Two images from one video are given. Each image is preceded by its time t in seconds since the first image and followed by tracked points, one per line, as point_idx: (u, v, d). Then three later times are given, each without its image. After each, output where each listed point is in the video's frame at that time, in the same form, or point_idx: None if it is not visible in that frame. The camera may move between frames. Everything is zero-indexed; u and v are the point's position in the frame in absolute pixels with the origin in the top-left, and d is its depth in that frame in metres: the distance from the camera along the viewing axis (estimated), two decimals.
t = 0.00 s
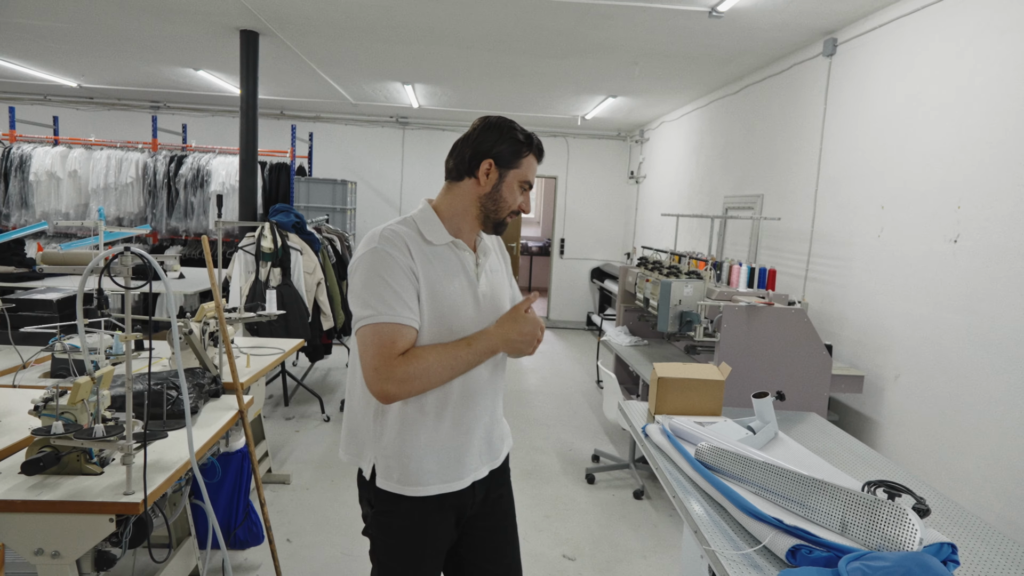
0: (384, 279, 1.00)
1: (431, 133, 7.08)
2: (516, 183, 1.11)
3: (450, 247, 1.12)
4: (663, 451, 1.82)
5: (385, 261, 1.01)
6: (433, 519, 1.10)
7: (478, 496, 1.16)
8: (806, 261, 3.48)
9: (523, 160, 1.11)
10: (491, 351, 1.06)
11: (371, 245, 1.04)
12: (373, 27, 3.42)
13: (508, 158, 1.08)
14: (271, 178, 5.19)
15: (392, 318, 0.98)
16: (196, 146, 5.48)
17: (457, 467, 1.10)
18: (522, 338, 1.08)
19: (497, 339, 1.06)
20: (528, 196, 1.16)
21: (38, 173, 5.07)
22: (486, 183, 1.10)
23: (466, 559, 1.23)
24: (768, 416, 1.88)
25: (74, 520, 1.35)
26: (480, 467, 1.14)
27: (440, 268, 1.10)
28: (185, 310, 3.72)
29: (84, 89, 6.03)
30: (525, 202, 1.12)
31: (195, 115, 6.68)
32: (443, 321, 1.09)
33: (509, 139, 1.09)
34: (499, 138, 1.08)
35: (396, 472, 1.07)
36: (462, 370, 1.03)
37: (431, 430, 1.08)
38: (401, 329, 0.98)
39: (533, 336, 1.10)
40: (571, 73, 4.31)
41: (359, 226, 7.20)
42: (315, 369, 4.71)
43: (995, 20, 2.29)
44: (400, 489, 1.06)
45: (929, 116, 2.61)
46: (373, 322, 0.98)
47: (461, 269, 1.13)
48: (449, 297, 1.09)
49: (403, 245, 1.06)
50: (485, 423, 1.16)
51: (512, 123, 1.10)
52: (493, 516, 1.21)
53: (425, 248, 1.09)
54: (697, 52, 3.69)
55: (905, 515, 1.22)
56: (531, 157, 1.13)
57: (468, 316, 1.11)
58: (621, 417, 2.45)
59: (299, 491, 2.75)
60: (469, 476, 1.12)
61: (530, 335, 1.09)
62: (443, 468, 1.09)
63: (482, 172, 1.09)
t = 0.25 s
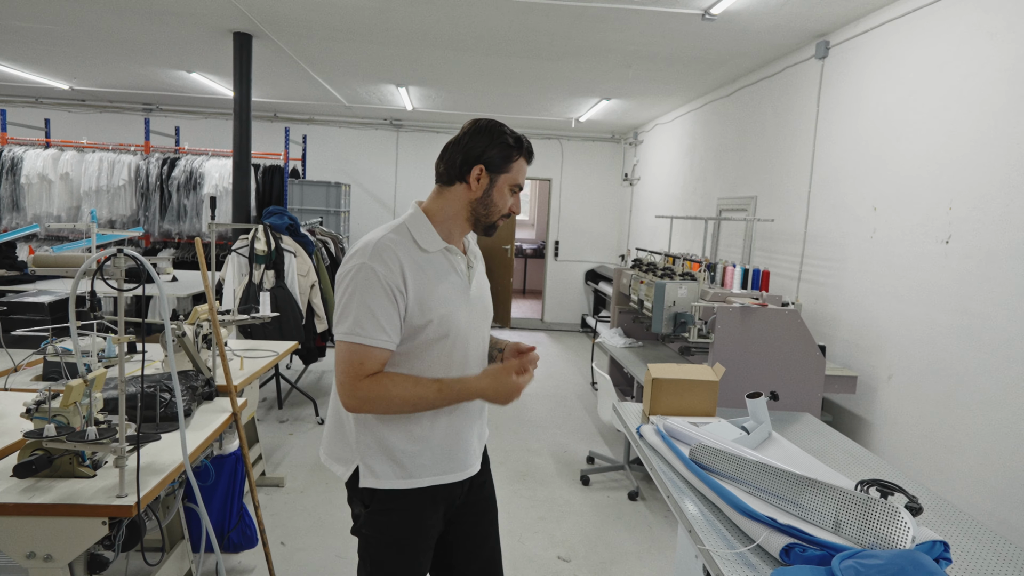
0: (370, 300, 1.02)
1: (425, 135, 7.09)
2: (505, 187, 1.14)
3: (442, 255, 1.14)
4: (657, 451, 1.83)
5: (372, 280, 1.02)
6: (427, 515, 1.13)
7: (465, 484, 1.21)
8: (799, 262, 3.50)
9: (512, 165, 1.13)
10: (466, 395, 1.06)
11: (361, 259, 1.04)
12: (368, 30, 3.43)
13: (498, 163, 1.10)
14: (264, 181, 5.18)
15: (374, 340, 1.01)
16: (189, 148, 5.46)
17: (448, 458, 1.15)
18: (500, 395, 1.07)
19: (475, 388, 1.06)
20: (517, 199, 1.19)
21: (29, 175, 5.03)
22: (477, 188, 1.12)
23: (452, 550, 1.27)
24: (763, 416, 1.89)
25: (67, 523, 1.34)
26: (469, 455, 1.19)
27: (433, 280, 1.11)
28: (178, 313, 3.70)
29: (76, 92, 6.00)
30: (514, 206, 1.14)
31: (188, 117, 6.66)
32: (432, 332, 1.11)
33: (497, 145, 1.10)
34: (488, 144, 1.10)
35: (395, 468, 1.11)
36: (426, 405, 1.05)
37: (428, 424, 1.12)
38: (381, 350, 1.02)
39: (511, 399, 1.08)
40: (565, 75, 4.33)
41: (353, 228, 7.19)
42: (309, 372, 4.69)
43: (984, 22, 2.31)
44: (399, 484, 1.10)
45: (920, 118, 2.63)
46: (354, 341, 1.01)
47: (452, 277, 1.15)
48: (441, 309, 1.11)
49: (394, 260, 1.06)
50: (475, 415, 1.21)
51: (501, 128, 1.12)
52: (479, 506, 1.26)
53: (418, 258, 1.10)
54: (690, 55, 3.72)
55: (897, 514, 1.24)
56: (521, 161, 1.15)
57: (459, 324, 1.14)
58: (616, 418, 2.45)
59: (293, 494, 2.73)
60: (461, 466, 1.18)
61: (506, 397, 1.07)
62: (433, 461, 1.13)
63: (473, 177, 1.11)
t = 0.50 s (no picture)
0: (379, 301, 1.08)
1: (421, 137, 7.09)
2: (500, 194, 1.21)
3: (445, 256, 1.23)
4: (654, 451, 1.83)
5: (383, 281, 1.09)
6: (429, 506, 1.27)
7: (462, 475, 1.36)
8: (795, 263, 3.52)
9: (507, 172, 1.19)
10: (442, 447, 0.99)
11: (373, 260, 1.11)
12: (364, 31, 3.43)
13: (490, 171, 1.17)
14: (259, 183, 5.17)
15: (383, 339, 1.07)
16: (184, 151, 5.45)
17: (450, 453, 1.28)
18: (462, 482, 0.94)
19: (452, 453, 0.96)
20: (515, 205, 1.25)
21: (23, 178, 5.01)
22: (472, 194, 1.20)
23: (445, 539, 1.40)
24: (758, 416, 1.89)
25: (62, 526, 1.34)
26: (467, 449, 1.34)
27: (438, 281, 1.19)
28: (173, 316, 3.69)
29: (70, 94, 5.98)
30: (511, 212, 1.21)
31: (183, 120, 6.64)
32: (435, 331, 1.19)
33: (492, 153, 1.17)
34: (482, 152, 1.17)
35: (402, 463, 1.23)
36: (403, 438, 1.01)
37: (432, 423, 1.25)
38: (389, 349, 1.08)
39: (469, 495, 0.93)
40: (560, 78, 4.34)
41: (349, 231, 7.18)
42: (305, 374, 4.68)
43: (977, 24, 2.33)
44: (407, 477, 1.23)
45: (914, 119, 2.65)
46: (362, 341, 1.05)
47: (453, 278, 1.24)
48: (444, 309, 1.19)
49: (402, 262, 1.13)
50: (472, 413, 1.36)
51: (498, 137, 1.19)
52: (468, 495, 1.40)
53: (425, 259, 1.18)
54: (684, 56, 3.73)
55: (892, 512, 1.24)
56: (517, 168, 1.21)
57: (460, 323, 1.24)
58: (612, 419, 2.45)
59: (289, 497, 2.73)
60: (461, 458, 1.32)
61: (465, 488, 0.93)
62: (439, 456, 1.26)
63: (467, 184, 1.19)
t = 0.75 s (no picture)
0: (400, 295, 1.14)
1: (417, 139, 7.09)
2: (501, 195, 1.24)
3: (456, 254, 1.29)
4: (651, 450, 1.83)
5: (403, 277, 1.15)
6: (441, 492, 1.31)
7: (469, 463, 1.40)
8: (791, 262, 3.53)
9: (507, 175, 1.23)
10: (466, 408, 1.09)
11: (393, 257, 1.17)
12: (359, 32, 3.43)
13: (489, 175, 1.21)
14: (255, 185, 5.16)
15: (404, 331, 1.13)
16: (179, 153, 5.43)
17: (460, 439, 1.34)
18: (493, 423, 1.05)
19: (477, 406, 1.08)
20: (518, 205, 1.28)
21: (17, 181, 4.99)
22: (474, 197, 1.25)
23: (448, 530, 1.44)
24: (754, 414, 1.90)
25: (58, 528, 1.33)
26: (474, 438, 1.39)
27: (451, 277, 1.25)
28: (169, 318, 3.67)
29: (65, 96, 5.96)
30: (512, 213, 1.25)
31: (178, 122, 6.63)
32: (449, 325, 1.26)
33: (492, 157, 1.21)
34: (482, 157, 1.21)
35: (418, 448, 1.27)
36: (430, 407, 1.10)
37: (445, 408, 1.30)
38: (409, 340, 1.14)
39: (506, 432, 1.05)
40: (555, 78, 4.35)
41: (345, 232, 7.17)
42: (302, 376, 4.67)
43: (970, 24, 2.35)
44: (422, 461, 1.27)
45: (908, 118, 2.67)
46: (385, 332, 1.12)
47: (464, 275, 1.31)
48: (457, 303, 1.26)
49: (419, 259, 1.19)
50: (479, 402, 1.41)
51: (499, 141, 1.22)
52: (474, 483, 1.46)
53: (441, 257, 1.24)
54: (680, 56, 3.74)
55: (888, 510, 1.25)
56: (518, 170, 1.24)
57: (471, 317, 1.30)
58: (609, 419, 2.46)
59: (286, 498, 2.72)
60: (468, 445, 1.37)
61: (498, 425, 1.05)
62: (450, 442, 1.32)
63: (469, 187, 1.23)
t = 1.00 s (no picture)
0: (409, 288, 1.19)
1: (416, 140, 7.09)
2: (500, 191, 1.26)
3: (464, 250, 1.32)
4: (650, 449, 1.84)
5: (411, 271, 1.20)
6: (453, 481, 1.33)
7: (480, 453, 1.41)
8: (789, 261, 3.54)
9: (504, 170, 1.25)
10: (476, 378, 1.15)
11: (401, 252, 1.23)
12: (357, 33, 3.43)
13: (487, 171, 1.24)
14: (254, 187, 5.15)
15: (413, 321, 1.19)
16: (178, 154, 5.43)
17: (473, 426, 1.36)
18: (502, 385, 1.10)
19: (485, 372, 1.13)
20: (519, 200, 1.30)
21: (16, 183, 4.99)
22: (475, 194, 1.28)
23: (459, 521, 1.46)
24: (753, 412, 1.91)
25: (57, 529, 1.33)
26: (488, 426, 1.41)
27: (460, 271, 1.29)
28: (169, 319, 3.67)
29: (63, 98, 5.95)
30: (512, 207, 1.26)
31: (176, 123, 6.63)
32: (459, 316, 1.29)
33: (489, 154, 1.24)
34: (480, 154, 1.24)
35: (430, 434, 1.30)
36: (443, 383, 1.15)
37: (456, 395, 1.33)
38: (418, 330, 1.20)
39: (511, 387, 1.09)
40: (553, 78, 4.35)
41: (343, 233, 7.17)
42: (301, 377, 4.67)
43: (967, 22, 2.36)
44: (434, 447, 1.29)
45: (906, 117, 2.67)
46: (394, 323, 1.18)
47: (475, 268, 1.34)
48: (467, 295, 1.30)
49: (429, 254, 1.24)
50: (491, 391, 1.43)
51: (496, 138, 1.25)
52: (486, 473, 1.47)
53: (450, 252, 1.28)
54: (678, 56, 3.75)
55: (887, 506, 1.26)
56: (516, 165, 1.26)
57: (481, 308, 1.33)
58: (608, 418, 2.46)
59: (286, 499, 2.72)
60: (481, 433, 1.38)
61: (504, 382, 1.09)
62: (463, 429, 1.34)
63: (469, 184, 1.27)
